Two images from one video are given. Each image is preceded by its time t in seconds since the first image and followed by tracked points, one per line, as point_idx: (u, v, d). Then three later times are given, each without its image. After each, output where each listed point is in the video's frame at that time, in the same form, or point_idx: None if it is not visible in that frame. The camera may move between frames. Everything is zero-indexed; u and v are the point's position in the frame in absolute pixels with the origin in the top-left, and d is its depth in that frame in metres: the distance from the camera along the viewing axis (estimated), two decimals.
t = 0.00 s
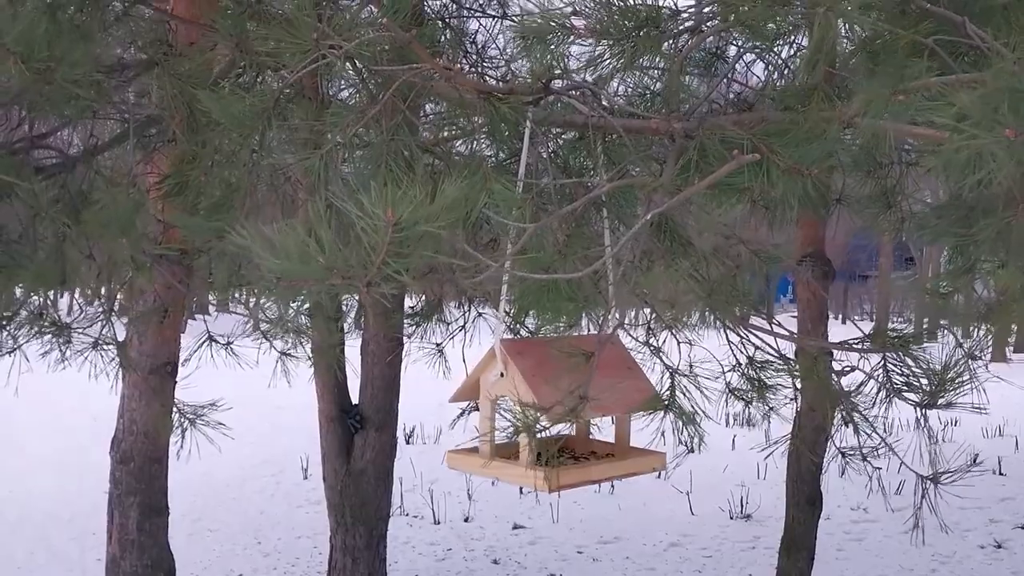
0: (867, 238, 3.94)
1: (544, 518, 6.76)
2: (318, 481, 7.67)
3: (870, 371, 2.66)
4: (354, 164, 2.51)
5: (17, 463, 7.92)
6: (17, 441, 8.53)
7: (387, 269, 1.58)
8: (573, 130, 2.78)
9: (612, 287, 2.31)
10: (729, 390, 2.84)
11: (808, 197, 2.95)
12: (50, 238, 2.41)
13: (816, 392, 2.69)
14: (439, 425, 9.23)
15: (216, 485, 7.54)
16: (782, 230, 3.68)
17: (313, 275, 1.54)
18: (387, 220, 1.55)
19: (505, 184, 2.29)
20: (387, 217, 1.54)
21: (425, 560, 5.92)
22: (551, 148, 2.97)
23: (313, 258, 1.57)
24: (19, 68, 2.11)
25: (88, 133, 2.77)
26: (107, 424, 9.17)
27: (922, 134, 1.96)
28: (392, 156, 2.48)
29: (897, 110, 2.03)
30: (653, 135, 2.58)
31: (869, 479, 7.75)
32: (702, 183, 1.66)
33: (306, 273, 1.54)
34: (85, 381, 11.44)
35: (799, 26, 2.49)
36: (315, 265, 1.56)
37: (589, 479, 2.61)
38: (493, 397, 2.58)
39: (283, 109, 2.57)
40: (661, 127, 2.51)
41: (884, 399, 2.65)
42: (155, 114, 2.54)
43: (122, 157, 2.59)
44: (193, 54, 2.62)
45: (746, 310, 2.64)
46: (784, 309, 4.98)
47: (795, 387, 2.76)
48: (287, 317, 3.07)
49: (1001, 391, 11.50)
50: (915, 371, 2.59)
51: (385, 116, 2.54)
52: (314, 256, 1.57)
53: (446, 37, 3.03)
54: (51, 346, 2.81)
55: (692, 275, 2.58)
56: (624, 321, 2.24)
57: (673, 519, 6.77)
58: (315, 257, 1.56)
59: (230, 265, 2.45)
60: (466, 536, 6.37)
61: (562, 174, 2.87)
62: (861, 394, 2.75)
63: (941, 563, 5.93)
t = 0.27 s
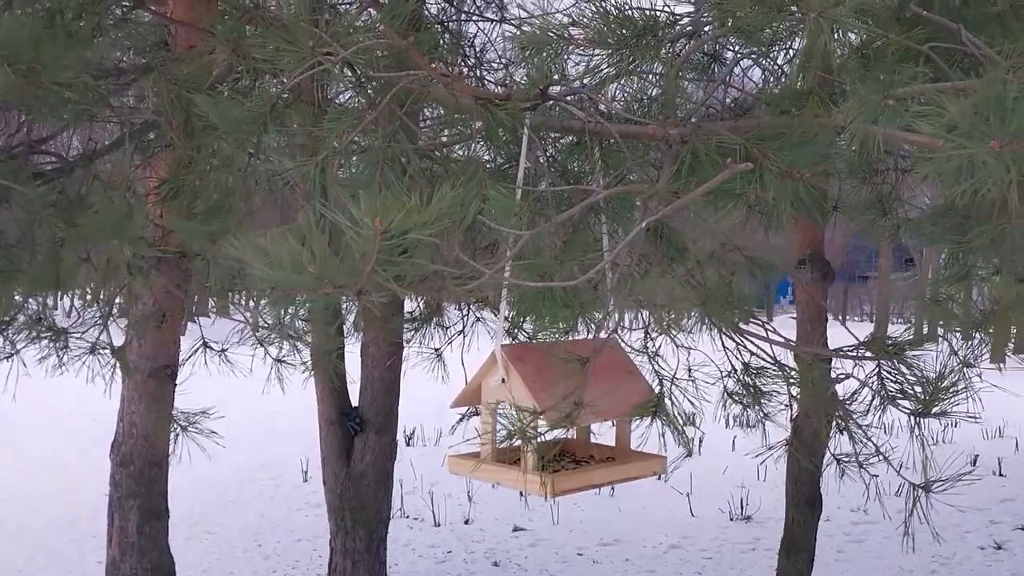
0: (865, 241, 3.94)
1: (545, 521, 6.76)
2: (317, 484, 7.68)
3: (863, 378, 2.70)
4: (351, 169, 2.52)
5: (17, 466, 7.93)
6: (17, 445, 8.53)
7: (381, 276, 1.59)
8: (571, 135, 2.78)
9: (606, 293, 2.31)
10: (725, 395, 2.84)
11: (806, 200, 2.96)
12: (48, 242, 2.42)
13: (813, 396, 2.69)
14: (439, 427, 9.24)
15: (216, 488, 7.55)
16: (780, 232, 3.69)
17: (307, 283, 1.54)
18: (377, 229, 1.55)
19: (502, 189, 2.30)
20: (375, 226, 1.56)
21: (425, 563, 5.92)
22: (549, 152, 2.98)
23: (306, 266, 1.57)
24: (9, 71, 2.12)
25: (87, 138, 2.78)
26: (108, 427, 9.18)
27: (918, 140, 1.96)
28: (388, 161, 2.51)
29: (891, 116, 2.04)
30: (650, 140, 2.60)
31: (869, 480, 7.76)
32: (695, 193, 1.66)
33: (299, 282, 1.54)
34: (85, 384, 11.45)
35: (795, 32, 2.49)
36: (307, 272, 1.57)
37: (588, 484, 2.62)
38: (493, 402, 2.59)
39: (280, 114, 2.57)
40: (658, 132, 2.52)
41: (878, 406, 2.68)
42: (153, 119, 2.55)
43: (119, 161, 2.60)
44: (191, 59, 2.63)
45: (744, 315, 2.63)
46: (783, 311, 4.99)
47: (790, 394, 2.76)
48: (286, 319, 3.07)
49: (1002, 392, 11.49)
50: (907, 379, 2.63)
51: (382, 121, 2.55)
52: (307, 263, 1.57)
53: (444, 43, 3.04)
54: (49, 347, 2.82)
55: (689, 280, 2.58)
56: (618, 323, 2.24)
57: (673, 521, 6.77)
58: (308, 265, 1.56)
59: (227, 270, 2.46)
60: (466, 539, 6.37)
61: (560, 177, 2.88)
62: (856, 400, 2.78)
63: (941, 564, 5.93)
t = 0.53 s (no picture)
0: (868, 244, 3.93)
1: (547, 521, 6.76)
2: (320, 484, 7.68)
3: (864, 383, 2.69)
4: (352, 169, 2.52)
5: (19, 467, 7.93)
6: (19, 445, 8.55)
7: (382, 280, 1.59)
8: (572, 135, 2.78)
9: (607, 297, 2.29)
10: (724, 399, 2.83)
11: (809, 202, 2.95)
12: (48, 243, 2.42)
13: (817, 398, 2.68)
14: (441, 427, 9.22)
15: (218, 488, 7.55)
16: (783, 233, 3.68)
17: (310, 285, 1.55)
18: (383, 232, 1.56)
19: (503, 192, 2.29)
20: (382, 230, 1.54)
21: (428, 563, 5.92)
22: (550, 152, 2.98)
23: (310, 270, 1.57)
24: (8, 76, 2.18)
25: (88, 139, 2.78)
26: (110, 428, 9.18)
27: (919, 142, 1.96)
28: (389, 162, 2.50)
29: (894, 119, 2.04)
30: (652, 142, 2.59)
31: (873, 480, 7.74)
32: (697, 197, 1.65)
33: (302, 286, 1.54)
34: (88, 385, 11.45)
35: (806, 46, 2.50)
36: (311, 277, 1.57)
37: (588, 485, 2.62)
38: (493, 402, 2.60)
39: (281, 115, 2.58)
40: (659, 133, 2.52)
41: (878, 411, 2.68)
42: (154, 120, 2.55)
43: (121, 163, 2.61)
44: (192, 59, 2.63)
45: (747, 317, 2.61)
46: (785, 311, 4.98)
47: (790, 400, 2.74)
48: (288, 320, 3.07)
49: (1005, 391, 11.46)
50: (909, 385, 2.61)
51: (383, 122, 2.54)
52: (310, 267, 1.57)
53: (444, 45, 3.04)
54: (49, 350, 2.83)
55: (688, 283, 2.57)
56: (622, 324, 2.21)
57: (675, 521, 6.76)
58: (311, 269, 1.56)
59: (228, 271, 2.46)
60: (468, 539, 6.37)
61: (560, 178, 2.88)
62: (856, 403, 2.77)
63: (944, 564, 5.92)
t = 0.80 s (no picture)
0: (870, 247, 3.93)
1: (550, 519, 6.76)
2: (322, 484, 7.68)
3: (863, 387, 2.70)
4: (357, 173, 2.55)
5: (21, 468, 7.94)
6: (21, 445, 8.56)
7: (387, 291, 1.64)
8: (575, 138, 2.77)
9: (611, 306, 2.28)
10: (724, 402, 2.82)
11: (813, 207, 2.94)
12: (51, 244, 2.42)
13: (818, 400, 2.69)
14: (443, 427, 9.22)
15: (221, 488, 7.55)
16: (786, 234, 3.68)
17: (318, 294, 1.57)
18: (392, 243, 1.59)
19: (507, 195, 2.29)
20: (392, 241, 1.58)
21: (430, 562, 5.92)
22: (552, 154, 2.98)
23: (317, 279, 1.59)
24: (23, 82, 2.15)
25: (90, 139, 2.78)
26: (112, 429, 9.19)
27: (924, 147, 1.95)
28: (392, 166, 2.53)
29: (897, 124, 2.05)
30: (654, 144, 2.56)
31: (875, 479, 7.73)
32: (701, 206, 1.67)
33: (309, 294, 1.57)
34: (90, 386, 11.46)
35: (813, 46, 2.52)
36: (318, 285, 1.58)
37: (586, 488, 2.62)
38: (492, 405, 2.60)
39: (284, 117, 2.58)
40: (663, 137, 2.50)
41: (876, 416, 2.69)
42: (157, 121, 2.55)
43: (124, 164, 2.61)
44: (194, 61, 2.63)
45: (747, 321, 2.61)
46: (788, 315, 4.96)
47: (789, 404, 2.76)
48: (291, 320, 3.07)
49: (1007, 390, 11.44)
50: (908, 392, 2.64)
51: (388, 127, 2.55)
52: (317, 275, 1.59)
53: (445, 46, 3.04)
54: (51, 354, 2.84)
55: (689, 285, 2.56)
56: (625, 329, 2.23)
57: (677, 520, 6.76)
58: (317, 277, 1.58)
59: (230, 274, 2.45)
60: (471, 538, 6.37)
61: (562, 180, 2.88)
62: (855, 407, 2.78)
63: (947, 563, 5.92)
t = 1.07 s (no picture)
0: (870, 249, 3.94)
1: (551, 518, 6.75)
2: (323, 484, 7.68)
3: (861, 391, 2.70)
4: (358, 175, 2.55)
5: (22, 468, 7.95)
6: (22, 446, 8.56)
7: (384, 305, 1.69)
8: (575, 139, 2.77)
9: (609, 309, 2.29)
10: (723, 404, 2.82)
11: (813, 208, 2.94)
12: (53, 245, 2.42)
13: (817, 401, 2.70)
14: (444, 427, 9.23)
15: (222, 488, 7.56)
16: (786, 235, 3.68)
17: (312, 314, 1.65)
18: (383, 258, 1.64)
19: (508, 197, 2.29)
20: (381, 257, 1.62)
21: (431, 562, 5.92)
22: (552, 155, 2.98)
23: (313, 295, 1.66)
24: (21, 84, 2.14)
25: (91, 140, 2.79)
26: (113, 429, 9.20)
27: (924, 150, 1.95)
28: (392, 167, 2.53)
29: (895, 129, 2.05)
30: (653, 145, 2.55)
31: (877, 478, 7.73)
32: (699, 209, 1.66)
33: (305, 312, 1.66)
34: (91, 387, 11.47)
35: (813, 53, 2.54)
36: (313, 305, 1.65)
37: (589, 489, 2.62)
38: (494, 406, 2.60)
39: (285, 119, 2.58)
40: (662, 140, 2.48)
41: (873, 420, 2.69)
42: (158, 123, 2.56)
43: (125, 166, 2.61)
44: (196, 62, 2.63)
45: (747, 323, 2.61)
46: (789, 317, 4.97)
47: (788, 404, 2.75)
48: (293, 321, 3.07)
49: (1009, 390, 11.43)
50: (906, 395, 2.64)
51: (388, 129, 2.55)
52: (314, 292, 1.65)
53: (445, 48, 3.05)
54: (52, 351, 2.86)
55: (688, 288, 2.56)
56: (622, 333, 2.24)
57: (679, 520, 6.76)
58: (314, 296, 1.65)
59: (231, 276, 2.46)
60: (472, 538, 6.37)
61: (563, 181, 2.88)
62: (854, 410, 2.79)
63: (948, 562, 5.92)
